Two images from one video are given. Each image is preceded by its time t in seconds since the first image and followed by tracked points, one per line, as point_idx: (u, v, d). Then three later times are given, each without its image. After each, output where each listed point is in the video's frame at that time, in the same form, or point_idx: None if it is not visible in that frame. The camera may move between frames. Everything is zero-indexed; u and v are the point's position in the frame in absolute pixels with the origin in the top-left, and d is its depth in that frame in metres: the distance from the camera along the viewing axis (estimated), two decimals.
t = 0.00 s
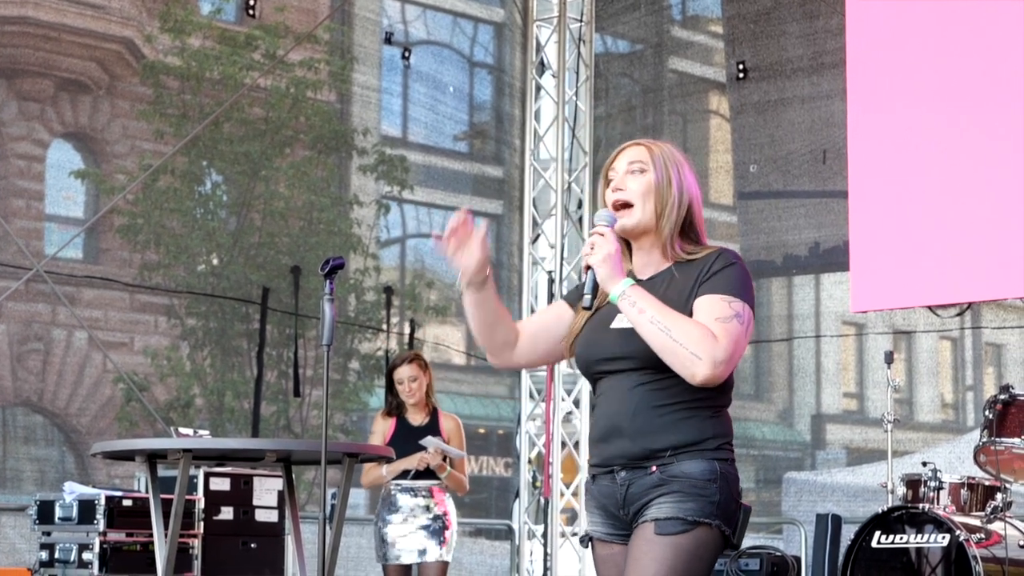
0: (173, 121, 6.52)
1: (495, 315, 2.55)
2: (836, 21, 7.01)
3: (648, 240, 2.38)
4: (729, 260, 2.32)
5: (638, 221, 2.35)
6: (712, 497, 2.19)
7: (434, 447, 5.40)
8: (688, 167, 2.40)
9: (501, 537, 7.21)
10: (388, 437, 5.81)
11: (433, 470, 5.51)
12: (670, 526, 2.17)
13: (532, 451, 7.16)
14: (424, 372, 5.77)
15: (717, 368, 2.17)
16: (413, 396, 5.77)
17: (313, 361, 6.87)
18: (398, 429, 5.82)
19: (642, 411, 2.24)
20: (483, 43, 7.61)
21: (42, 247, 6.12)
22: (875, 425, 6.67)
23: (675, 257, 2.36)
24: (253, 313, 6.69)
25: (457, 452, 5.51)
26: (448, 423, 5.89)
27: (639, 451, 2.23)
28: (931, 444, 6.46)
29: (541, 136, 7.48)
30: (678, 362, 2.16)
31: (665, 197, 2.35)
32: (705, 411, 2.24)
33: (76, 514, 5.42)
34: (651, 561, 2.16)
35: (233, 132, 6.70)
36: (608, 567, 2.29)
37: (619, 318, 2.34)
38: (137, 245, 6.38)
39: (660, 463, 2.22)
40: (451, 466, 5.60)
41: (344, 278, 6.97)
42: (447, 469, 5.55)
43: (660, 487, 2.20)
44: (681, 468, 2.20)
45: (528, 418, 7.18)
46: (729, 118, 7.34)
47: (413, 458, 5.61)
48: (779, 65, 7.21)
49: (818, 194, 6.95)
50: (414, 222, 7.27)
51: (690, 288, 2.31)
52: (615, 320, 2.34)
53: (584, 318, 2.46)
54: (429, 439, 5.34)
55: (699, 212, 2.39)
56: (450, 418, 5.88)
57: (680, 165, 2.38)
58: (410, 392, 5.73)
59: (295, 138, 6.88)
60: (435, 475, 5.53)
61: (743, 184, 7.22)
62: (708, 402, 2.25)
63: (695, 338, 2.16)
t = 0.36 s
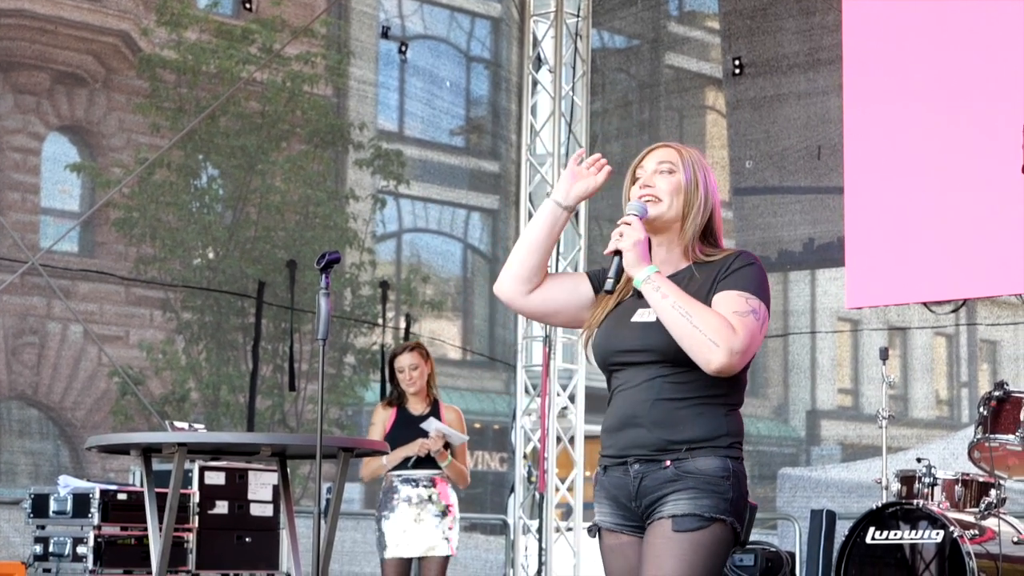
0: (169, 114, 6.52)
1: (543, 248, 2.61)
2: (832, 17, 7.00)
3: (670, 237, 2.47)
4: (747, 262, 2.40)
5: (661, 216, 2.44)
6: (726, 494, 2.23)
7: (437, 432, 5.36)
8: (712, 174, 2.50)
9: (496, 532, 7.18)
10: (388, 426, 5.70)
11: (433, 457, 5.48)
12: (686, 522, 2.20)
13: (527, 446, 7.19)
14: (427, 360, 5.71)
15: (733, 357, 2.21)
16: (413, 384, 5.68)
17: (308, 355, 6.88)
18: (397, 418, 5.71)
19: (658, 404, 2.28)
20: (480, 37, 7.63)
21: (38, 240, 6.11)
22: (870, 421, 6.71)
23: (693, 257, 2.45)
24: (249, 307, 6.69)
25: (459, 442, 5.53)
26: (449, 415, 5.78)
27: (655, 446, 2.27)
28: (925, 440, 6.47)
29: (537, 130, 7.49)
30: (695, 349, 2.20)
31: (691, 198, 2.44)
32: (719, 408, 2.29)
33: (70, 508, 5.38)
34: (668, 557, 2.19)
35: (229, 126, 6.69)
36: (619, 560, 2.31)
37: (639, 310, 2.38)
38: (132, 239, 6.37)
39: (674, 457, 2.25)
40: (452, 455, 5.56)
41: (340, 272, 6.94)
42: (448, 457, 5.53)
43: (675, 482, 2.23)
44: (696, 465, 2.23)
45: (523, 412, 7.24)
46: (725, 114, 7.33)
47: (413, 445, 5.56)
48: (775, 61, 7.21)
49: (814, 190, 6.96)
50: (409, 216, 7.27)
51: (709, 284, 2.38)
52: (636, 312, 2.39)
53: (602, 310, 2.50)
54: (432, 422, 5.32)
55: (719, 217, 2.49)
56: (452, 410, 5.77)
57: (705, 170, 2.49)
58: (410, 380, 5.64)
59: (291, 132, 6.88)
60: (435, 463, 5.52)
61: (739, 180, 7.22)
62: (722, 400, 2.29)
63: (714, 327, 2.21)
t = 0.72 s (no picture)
0: (171, 113, 6.52)
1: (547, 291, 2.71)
2: (833, 16, 7.00)
3: (686, 245, 2.57)
4: (760, 267, 2.50)
5: (678, 222, 2.53)
6: (736, 497, 2.34)
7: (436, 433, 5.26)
8: (723, 179, 2.59)
9: (497, 531, 7.17)
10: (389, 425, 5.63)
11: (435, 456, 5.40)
12: (699, 522, 2.31)
13: (528, 445, 7.27)
14: (426, 357, 5.59)
15: (752, 363, 2.32)
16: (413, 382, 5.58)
17: (309, 353, 6.89)
18: (398, 416, 5.64)
19: (674, 406, 2.38)
20: (481, 36, 7.63)
21: (40, 237, 6.12)
22: (870, 420, 6.67)
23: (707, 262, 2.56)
24: (250, 305, 6.70)
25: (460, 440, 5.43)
26: (451, 411, 5.67)
27: (669, 446, 2.37)
28: (925, 440, 6.47)
29: (538, 129, 7.56)
30: (716, 354, 2.31)
31: (706, 204, 2.54)
32: (732, 412, 2.39)
33: (70, 506, 5.39)
34: (680, 556, 2.30)
35: (231, 125, 6.70)
36: (625, 556, 2.40)
37: (653, 314, 2.49)
38: (134, 237, 6.38)
39: (687, 458, 2.35)
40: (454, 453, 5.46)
41: (341, 271, 6.94)
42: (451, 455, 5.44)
43: (689, 483, 2.33)
44: (708, 467, 2.34)
45: (524, 412, 7.30)
46: (726, 113, 7.33)
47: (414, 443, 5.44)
48: (774, 61, 7.22)
49: (815, 189, 6.97)
50: (411, 215, 7.27)
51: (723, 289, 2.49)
52: (649, 316, 2.50)
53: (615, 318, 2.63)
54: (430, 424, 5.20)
55: (730, 222, 2.59)
56: (454, 406, 5.66)
57: (716, 175, 2.57)
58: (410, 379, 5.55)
59: (293, 130, 6.89)
60: (438, 461, 5.43)
61: (739, 179, 7.24)
62: (735, 404, 2.40)
63: (734, 333, 2.32)
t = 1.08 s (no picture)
0: (170, 126, 6.53)
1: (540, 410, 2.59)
2: (830, 25, 7.01)
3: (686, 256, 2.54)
4: (762, 279, 2.46)
5: (681, 234, 2.49)
6: (745, 510, 2.29)
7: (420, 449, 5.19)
8: (724, 188, 2.55)
9: (498, 543, 7.18)
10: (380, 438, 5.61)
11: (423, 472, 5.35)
12: (710, 536, 2.25)
13: (528, 457, 7.23)
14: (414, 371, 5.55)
15: (759, 380, 2.27)
16: (403, 396, 5.54)
17: (309, 366, 6.89)
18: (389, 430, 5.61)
19: (681, 421, 2.33)
20: (480, 47, 7.65)
21: (40, 252, 6.12)
22: (871, 429, 6.64)
23: (709, 273, 2.51)
24: (250, 318, 6.70)
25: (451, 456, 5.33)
26: (441, 424, 5.60)
27: (676, 460, 2.32)
28: (926, 449, 6.47)
29: (536, 140, 7.59)
30: (723, 371, 2.26)
31: (709, 216, 2.49)
32: (738, 424, 2.35)
33: (71, 522, 5.38)
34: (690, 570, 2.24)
35: (230, 138, 6.70)
36: (632, 568, 2.34)
37: (655, 329, 2.44)
38: (134, 251, 6.38)
39: (696, 472, 2.30)
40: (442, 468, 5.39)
41: (341, 283, 6.93)
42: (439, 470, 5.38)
43: (697, 496, 2.28)
44: (717, 480, 2.29)
45: (524, 423, 7.28)
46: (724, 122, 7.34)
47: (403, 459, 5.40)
48: (772, 70, 7.22)
49: (813, 198, 6.97)
50: (411, 227, 7.27)
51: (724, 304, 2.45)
52: (650, 330, 2.45)
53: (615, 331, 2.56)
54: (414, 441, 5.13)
55: (730, 232, 2.55)
56: (444, 418, 5.59)
57: (718, 185, 2.53)
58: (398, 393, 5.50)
59: (292, 143, 6.89)
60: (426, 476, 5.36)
61: (738, 188, 7.26)
62: (741, 416, 2.35)
63: (741, 351, 2.27)
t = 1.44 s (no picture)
0: (175, 138, 6.54)
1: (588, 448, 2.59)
2: (833, 35, 7.02)
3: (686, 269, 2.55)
4: (761, 287, 2.49)
5: (683, 247, 2.51)
6: (745, 521, 2.32)
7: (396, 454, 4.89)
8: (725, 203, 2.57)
9: (505, 554, 7.23)
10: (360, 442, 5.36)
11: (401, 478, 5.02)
12: (709, 547, 2.30)
13: (534, 467, 7.26)
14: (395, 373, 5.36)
15: (766, 383, 2.33)
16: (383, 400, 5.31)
17: (314, 377, 6.90)
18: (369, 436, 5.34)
19: (682, 429, 2.38)
20: (484, 57, 7.66)
21: (46, 264, 6.12)
22: (876, 438, 6.65)
23: (709, 285, 2.52)
24: (256, 330, 6.71)
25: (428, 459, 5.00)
26: (422, 430, 5.32)
27: (676, 471, 2.36)
28: (931, 459, 6.46)
29: (541, 151, 7.57)
30: (731, 375, 2.30)
31: (711, 230, 2.51)
32: (739, 434, 2.38)
33: (78, 533, 5.40)
34: None
35: (235, 150, 6.71)
36: None
37: (654, 337, 2.49)
38: (140, 262, 6.39)
39: (694, 484, 2.35)
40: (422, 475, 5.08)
41: (345, 295, 6.95)
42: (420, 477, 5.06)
43: (697, 508, 2.33)
44: (717, 492, 2.33)
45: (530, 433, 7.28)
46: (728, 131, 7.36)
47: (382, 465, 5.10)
48: (776, 79, 7.23)
49: (817, 208, 6.98)
50: (416, 237, 7.27)
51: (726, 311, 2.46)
52: (650, 339, 2.50)
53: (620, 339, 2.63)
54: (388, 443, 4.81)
55: (731, 245, 2.57)
56: (426, 423, 5.33)
57: (719, 200, 2.55)
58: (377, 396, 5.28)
59: (297, 154, 6.90)
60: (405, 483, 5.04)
61: (741, 199, 7.26)
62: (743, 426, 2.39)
63: (747, 353, 2.31)
